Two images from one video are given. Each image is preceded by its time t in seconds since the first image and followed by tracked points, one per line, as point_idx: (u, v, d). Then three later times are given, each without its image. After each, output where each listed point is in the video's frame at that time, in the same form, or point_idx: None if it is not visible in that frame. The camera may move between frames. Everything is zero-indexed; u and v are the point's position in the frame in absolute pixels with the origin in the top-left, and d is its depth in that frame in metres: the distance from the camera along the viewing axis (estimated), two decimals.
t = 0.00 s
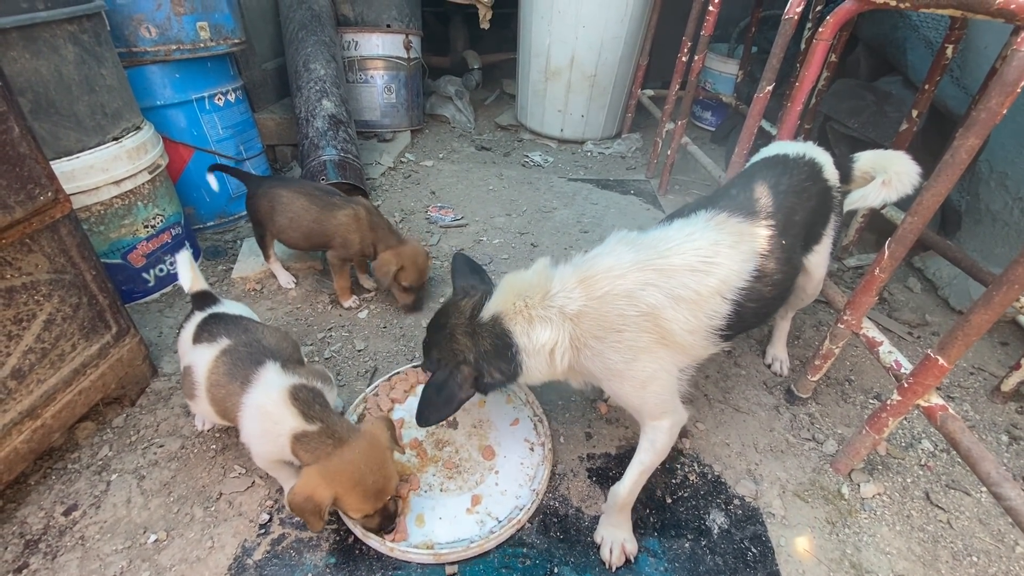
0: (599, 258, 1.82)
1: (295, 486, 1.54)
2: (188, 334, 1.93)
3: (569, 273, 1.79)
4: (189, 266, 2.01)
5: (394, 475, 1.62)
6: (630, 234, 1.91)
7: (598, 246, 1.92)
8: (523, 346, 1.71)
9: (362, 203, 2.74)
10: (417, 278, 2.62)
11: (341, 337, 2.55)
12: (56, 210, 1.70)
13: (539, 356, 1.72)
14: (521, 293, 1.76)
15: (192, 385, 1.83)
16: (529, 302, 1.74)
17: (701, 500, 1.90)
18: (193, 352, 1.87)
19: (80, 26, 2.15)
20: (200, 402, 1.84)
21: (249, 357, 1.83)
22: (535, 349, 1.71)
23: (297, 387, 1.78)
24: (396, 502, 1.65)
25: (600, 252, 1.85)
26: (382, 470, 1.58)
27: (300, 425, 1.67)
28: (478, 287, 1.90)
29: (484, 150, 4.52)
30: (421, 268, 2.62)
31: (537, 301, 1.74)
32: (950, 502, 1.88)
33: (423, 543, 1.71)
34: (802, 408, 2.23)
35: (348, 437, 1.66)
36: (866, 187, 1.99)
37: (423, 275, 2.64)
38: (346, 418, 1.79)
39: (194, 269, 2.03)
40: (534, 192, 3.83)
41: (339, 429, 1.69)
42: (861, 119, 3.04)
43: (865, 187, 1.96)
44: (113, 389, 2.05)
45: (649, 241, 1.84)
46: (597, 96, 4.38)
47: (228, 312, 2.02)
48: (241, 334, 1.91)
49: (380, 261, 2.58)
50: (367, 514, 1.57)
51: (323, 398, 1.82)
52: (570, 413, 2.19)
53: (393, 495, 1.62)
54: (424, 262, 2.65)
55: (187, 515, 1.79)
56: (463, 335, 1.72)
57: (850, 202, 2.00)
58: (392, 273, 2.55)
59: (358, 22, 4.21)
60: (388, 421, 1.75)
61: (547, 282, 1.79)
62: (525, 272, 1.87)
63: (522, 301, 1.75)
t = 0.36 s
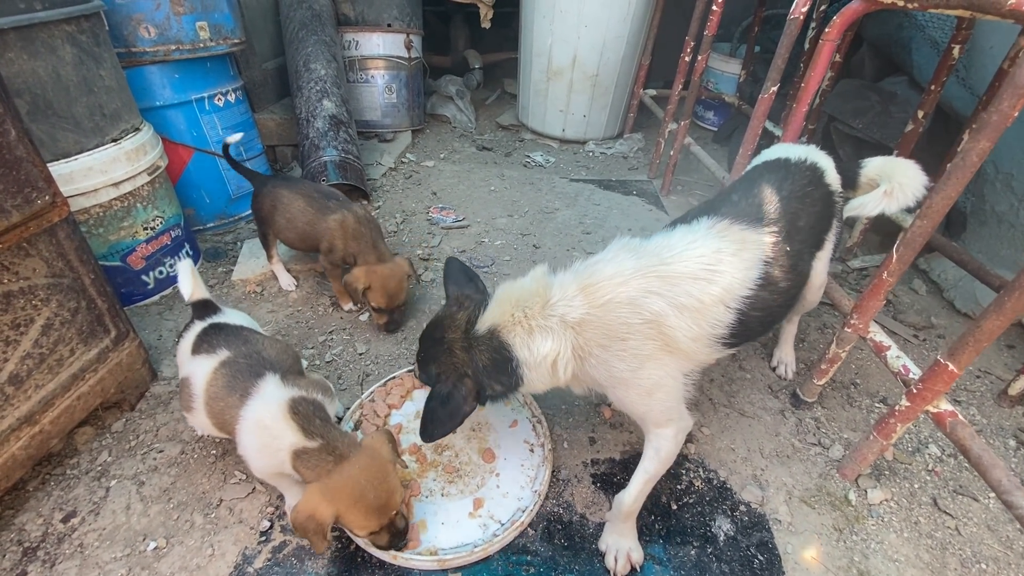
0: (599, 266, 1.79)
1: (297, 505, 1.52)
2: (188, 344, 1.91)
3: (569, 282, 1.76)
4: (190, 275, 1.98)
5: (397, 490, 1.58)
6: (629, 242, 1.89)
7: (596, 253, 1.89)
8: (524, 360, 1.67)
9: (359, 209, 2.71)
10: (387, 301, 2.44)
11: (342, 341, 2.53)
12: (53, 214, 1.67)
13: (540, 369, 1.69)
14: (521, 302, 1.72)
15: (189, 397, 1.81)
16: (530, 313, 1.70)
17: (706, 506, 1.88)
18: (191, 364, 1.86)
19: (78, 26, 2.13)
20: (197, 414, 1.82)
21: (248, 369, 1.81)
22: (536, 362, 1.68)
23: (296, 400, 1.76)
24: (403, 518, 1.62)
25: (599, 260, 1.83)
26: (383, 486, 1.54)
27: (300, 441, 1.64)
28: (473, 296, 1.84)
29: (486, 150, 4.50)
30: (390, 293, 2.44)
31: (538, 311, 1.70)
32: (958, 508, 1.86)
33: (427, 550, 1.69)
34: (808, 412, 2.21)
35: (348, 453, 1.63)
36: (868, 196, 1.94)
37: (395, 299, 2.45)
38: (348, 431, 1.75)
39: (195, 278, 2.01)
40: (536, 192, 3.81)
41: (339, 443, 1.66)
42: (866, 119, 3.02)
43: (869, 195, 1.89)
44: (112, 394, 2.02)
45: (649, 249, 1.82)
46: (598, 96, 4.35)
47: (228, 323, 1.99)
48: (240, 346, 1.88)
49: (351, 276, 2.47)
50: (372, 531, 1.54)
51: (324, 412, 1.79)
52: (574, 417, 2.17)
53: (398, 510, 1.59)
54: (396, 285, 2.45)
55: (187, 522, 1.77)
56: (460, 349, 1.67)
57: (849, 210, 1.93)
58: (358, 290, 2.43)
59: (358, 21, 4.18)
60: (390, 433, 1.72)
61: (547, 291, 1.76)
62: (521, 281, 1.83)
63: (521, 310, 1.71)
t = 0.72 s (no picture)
0: (592, 259, 1.76)
1: (308, 511, 1.51)
2: (184, 351, 1.88)
3: (562, 274, 1.73)
4: (171, 281, 1.90)
5: (410, 492, 1.56)
6: (625, 235, 1.86)
7: (591, 245, 1.86)
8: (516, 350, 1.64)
9: (358, 204, 2.69)
10: (379, 299, 2.40)
11: (345, 336, 2.50)
12: (53, 205, 1.65)
13: (532, 360, 1.66)
14: (512, 293, 1.70)
15: (187, 405, 1.77)
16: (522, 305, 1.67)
17: (714, 504, 1.86)
18: (188, 370, 1.82)
19: (79, 16, 2.10)
20: (195, 421, 1.78)
21: (247, 373, 1.78)
22: (528, 354, 1.64)
23: (298, 403, 1.73)
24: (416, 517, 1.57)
25: (594, 252, 1.80)
26: (395, 489, 1.52)
27: (305, 445, 1.62)
28: (463, 288, 1.81)
29: (488, 146, 4.47)
30: (381, 291, 2.39)
31: (530, 303, 1.67)
32: (968, 507, 1.84)
33: (433, 547, 1.67)
34: (816, 410, 2.19)
35: (356, 457, 1.61)
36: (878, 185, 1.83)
37: (387, 297, 2.41)
38: (354, 432, 1.73)
39: (180, 281, 1.94)
40: (539, 188, 3.79)
41: (346, 448, 1.63)
42: (874, 115, 2.99)
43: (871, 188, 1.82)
44: (113, 388, 2.00)
45: (644, 243, 1.78)
46: (602, 92, 4.32)
47: (221, 327, 1.95)
48: (237, 350, 1.85)
49: (342, 275, 2.44)
50: (385, 536, 1.51)
51: (327, 414, 1.76)
52: (579, 414, 2.15)
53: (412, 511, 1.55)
54: (387, 283, 2.41)
55: (189, 518, 1.75)
56: (445, 335, 1.65)
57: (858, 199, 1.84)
58: (349, 288, 2.39)
59: (361, 15, 4.15)
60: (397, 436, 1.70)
61: (540, 283, 1.72)
62: (514, 272, 1.80)
63: (513, 302, 1.68)
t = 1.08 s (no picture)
0: (560, 240, 1.78)
1: (310, 503, 1.53)
2: (192, 344, 1.90)
3: (530, 256, 1.76)
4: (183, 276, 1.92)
5: (410, 489, 1.59)
6: (595, 217, 1.88)
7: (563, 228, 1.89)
8: (484, 330, 1.68)
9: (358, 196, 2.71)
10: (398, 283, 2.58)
11: (347, 331, 2.52)
12: (62, 200, 1.67)
13: (502, 339, 1.69)
14: (483, 275, 1.75)
15: (196, 393, 1.80)
16: (491, 285, 1.72)
17: (714, 497, 1.87)
18: (197, 362, 1.84)
19: (85, 13, 2.12)
20: (204, 412, 1.80)
21: (255, 364, 1.80)
22: (498, 332, 1.68)
23: (306, 395, 1.74)
24: (417, 508, 1.62)
25: (563, 233, 1.82)
26: (395, 489, 1.54)
27: (310, 437, 1.63)
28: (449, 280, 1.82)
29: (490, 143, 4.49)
30: (402, 277, 2.57)
31: (499, 284, 1.72)
32: (966, 501, 1.86)
33: (434, 536, 1.70)
34: (815, 405, 2.20)
35: (358, 453, 1.60)
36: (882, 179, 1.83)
37: (405, 280, 2.61)
38: (358, 425, 1.73)
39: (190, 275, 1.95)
40: (539, 185, 3.80)
41: (349, 442, 1.63)
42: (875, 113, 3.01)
43: (877, 181, 1.81)
44: (119, 381, 2.02)
45: (610, 224, 1.80)
46: (604, 90, 4.33)
47: (229, 320, 1.97)
48: (245, 341, 1.88)
49: (365, 270, 2.46)
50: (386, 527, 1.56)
51: (333, 405, 1.77)
52: (580, 409, 2.16)
53: (412, 505, 1.59)
54: (405, 268, 2.58)
55: (195, 509, 1.77)
56: (421, 319, 1.70)
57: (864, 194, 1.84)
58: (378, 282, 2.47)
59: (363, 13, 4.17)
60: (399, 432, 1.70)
61: (508, 264, 1.77)
62: (488, 255, 1.85)
63: (484, 283, 1.73)
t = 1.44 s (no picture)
0: (557, 242, 1.80)
1: (313, 496, 1.56)
2: (197, 342, 1.92)
3: (528, 258, 1.78)
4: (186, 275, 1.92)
5: (411, 485, 1.60)
6: (592, 219, 1.90)
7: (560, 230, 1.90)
8: (486, 334, 1.70)
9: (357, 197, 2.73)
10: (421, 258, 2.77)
11: (349, 332, 2.54)
12: (67, 202, 1.69)
13: (503, 343, 1.71)
14: (481, 278, 1.76)
15: (202, 390, 1.81)
16: (489, 288, 1.74)
17: (711, 497, 1.89)
18: (202, 359, 1.86)
19: (89, 16, 2.14)
20: (209, 408, 1.82)
21: (261, 360, 1.82)
22: (499, 336, 1.70)
23: (311, 391, 1.77)
24: (419, 505, 1.63)
25: (560, 235, 1.84)
26: (397, 483, 1.56)
27: (315, 432, 1.66)
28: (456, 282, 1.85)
29: (491, 144, 4.51)
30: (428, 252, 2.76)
31: (497, 286, 1.74)
32: (962, 501, 1.87)
33: (435, 534, 1.72)
34: (813, 406, 2.22)
35: (361, 448, 1.63)
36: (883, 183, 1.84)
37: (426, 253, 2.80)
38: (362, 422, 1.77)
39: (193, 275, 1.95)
40: (539, 186, 3.82)
41: (352, 437, 1.66)
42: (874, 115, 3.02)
43: (876, 185, 1.82)
44: (123, 380, 2.05)
45: (607, 226, 1.82)
46: (604, 91, 4.35)
47: (234, 318, 1.99)
48: (250, 338, 1.90)
49: (403, 257, 2.60)
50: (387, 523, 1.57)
51: (338, 402, 1.80)
52: (579, 409, 2.18)
53: (414, 502, 1.61)
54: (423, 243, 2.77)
55: (197, 507, 1.79)
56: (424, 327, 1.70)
57: (863, 197, 1.85)
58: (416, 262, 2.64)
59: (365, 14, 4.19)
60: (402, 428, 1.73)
61: (506, 267, 1.78)
62: (486, 258, 1.87)
63: (482, 286, 1.74)
